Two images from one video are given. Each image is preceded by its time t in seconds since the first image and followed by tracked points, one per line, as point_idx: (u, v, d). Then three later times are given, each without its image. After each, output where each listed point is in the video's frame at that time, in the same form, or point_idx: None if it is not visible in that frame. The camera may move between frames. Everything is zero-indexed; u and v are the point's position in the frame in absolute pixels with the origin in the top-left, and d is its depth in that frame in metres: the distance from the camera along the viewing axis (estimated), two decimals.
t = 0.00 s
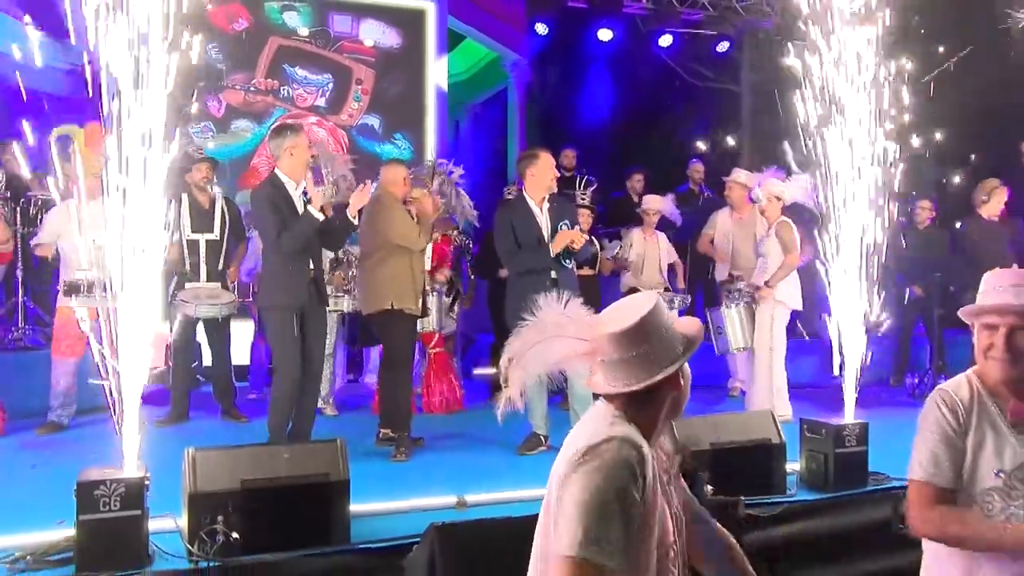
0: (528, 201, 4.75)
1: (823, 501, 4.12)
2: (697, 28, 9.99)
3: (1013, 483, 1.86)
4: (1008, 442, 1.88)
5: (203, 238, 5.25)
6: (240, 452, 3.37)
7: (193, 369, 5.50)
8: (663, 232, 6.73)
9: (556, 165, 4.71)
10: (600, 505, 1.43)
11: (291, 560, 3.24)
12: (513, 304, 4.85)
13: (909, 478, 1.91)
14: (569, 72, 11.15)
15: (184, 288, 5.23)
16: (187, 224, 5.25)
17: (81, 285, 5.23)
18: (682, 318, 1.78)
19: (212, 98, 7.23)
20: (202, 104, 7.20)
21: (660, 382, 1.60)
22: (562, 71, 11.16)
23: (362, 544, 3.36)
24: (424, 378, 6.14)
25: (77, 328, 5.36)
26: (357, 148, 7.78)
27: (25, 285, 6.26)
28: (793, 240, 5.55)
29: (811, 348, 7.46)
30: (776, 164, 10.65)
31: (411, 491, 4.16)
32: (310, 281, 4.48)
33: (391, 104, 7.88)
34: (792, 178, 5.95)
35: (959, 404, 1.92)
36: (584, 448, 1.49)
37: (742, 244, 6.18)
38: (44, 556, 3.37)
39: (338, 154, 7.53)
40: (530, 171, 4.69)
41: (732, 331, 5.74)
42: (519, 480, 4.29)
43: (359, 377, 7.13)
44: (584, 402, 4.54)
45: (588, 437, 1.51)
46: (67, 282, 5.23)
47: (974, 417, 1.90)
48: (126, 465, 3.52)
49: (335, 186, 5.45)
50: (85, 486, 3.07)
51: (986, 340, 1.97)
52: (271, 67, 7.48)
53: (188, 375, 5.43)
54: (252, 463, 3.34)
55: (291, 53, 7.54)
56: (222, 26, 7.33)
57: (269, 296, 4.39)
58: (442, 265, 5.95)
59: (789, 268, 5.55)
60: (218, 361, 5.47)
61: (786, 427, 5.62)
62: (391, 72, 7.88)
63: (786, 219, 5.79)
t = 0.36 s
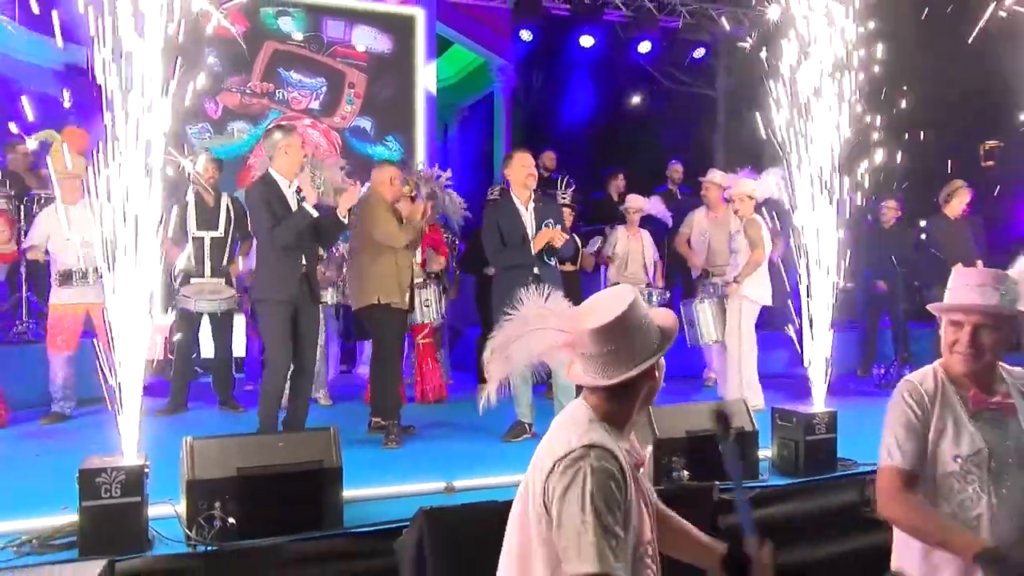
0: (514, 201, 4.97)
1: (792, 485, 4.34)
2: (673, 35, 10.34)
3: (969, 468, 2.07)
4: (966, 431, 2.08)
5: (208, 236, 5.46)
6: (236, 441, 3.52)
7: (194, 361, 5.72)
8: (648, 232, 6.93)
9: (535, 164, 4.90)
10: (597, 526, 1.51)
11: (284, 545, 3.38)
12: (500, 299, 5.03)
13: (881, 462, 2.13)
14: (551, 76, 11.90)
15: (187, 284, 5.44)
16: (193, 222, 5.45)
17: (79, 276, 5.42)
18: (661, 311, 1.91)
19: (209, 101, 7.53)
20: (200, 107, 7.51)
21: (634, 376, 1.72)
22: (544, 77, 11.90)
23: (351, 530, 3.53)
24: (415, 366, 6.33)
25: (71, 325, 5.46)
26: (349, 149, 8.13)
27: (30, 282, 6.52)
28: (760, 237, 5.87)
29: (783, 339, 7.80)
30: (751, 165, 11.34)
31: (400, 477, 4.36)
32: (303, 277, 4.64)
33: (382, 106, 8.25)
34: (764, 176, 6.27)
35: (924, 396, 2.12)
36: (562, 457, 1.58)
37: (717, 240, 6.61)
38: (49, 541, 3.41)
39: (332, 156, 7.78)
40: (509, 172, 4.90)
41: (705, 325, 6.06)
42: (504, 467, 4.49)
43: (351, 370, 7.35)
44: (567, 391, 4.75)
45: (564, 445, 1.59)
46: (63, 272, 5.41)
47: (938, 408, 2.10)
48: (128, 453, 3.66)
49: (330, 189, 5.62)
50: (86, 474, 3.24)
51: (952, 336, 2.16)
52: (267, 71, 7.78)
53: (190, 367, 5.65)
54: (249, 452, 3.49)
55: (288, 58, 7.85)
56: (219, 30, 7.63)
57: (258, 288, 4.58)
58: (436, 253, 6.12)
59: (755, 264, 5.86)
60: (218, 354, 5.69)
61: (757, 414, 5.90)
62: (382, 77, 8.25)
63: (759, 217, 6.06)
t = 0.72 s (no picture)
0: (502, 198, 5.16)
1: (771, 473, 4.47)
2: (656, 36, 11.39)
3: (948, 456, 2.25)
4: (944, 419, 2.27)
5: (208, 230, 5.59)
6: (234, 430, 3.56)
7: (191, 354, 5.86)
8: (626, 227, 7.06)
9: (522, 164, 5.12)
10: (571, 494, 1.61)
11: (283, 531, 3.45)
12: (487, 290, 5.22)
13: (863, 457, 2.30)
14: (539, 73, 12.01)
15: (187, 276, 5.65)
16: (193, 216, 5.60)
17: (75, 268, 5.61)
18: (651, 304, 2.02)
19: (204, 98, 7.63)
20: (195, 104, 7.59)
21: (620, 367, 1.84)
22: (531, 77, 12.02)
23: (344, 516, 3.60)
24: (403, 361, 6.43)
25: (68, 317, 5.65)
26: (343, 147, 8.31)
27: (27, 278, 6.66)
28: (736, 233, 6.12)
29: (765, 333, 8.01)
30: (730, 163, 11.56)
31: (390, 466, 4.47)
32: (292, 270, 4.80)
33: (373, 106, 8.44)
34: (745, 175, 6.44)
35: (904, 388, 2.29)
36: (542, 436, 1.70)
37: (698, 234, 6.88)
38: (50, 528, 3.41)
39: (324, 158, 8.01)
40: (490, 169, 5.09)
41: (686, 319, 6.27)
42: (493, 455, 4.66)
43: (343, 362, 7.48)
44: (553, 381, 4.90)
45: (547, 425, 1.71)
46: (61, 263, 5.59)
47: (917, 398, 2.28)
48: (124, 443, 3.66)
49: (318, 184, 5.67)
50: (85, 464, 3.23)
51: (930, 329, 2.34)
52: (261, 70, 7.93)
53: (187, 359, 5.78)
54: (244, 440, 3.52)
55: (281, 57, 8.02)
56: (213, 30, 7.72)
57: (249, 285, 4.69)
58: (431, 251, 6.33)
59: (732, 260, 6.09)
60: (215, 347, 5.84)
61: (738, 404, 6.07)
62: (373, 76, 8.44)
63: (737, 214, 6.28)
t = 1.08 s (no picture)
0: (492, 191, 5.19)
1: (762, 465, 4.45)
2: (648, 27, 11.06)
3: (934, 448, 2.28)
4: (932, 410, 2.29)
5: (197, 222, 5.58)
6: (223, 424, 3.52)
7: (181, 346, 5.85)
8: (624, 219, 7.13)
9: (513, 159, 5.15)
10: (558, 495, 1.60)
11: (275, 523, 3.43)
12: (477, 282, 5.25)
13: (855, 448, 2.32)
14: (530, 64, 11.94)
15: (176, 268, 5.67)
16: (182, 208, 5.57)
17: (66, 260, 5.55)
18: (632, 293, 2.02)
19: (193, 90, 7.61)
20: (184, 96, 7.59)
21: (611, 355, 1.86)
22: (524, 68, 11.93)
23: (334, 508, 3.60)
24: (394, 351, 6.45)
25: (56, 310, 5.65)
26: (333, 139, 8.30)
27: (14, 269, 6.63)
28: (725, 225, 6.16)
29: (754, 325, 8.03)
30: (720, 155, 11.61)
31: (381, 457, 4.50)
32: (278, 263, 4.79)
33: (363, 97, 8.43)
34: (733, 167, 6.45)
35: (894, 380, 2.33)
36: (535, 429, 1.69)
37: (688, 224, 6.93)
38: (39, 521, 3.39)
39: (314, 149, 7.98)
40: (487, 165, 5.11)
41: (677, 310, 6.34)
42: (484, 447, 4.67)
43: (334, 354, 7.49)
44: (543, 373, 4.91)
45: (539, 418, 1.70)
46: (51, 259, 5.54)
47: (906, 390, 2.32)
48: (113, 435, 3.64)
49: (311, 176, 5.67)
50: (74, 457, 3.21)
51: (919, 321, 2.42)
52: (250, 61, 7.88)
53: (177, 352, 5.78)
54: (234, 433, 3.50)
55: (270, 48, 7.97)
56: (203, 21, 7.69)
57: (237, 276, 4.69)
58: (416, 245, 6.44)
59: (723, 251, 6.13)
60: (205, 339, 5.84)
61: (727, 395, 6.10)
62: (364, 67, 8.42)
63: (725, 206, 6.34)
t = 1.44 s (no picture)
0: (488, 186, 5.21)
1: (755, 459, 4.45)
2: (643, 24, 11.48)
3: (926, 441, 2.29)
4: (925, 405, 2.32)
5: (197, 217, 5.57)
6: (221, 417, 3.53)
7: (177, 341, 5.85)
8: (613, 215, 7.15)
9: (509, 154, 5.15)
10: (524, 474, 1.63)
11: (266, 518, 3.44)
12: (476, 277, 5.20)
13: (849, 439, 2.36)
14: (526, 59, 12.12)
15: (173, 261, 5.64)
16: (181, 202, 5.58)
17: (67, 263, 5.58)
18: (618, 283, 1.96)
19: (189, 84, 7.60)
20: (180, 90, 7.57)
21: (577, 319, 1.84)
22: (520, 63, 12.05)
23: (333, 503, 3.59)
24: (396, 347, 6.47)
25: (56, 304, 5.65)
26: (329, 133, 8.28)
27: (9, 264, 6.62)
28: (721, 217, 6.16)
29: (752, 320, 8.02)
30: (717, 149, 11.62)
31: (381, 452, 4.47)
32: (277, 258, 4.76)
33: (360, 91, 8.42)
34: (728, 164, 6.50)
35: (886, 373, 2.37)
36: (500, 419, 1.75)
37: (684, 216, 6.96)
38: (35, 515, 3.39)
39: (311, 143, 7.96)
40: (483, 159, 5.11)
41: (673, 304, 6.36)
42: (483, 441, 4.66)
43: (331, 348, 7.49)
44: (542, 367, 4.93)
45: (504, 409, 1.75)
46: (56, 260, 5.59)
47: (899, 382, 2.36)
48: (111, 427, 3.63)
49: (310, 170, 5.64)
50: (70, 450, 3.22)
51: (909, 314, 2.42)
52: (246, 55, 7.88)
53: (174, 346, 5.78)
54: (230, 427, 3.50)
55: (266, 42, 7.96)
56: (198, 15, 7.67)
57: (238, 268, 4.66)
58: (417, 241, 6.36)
59: (719, 244, 6.14)
60: (202, 333, 5.84)
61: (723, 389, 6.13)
62: (360, 61, 8.41)
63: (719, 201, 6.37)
